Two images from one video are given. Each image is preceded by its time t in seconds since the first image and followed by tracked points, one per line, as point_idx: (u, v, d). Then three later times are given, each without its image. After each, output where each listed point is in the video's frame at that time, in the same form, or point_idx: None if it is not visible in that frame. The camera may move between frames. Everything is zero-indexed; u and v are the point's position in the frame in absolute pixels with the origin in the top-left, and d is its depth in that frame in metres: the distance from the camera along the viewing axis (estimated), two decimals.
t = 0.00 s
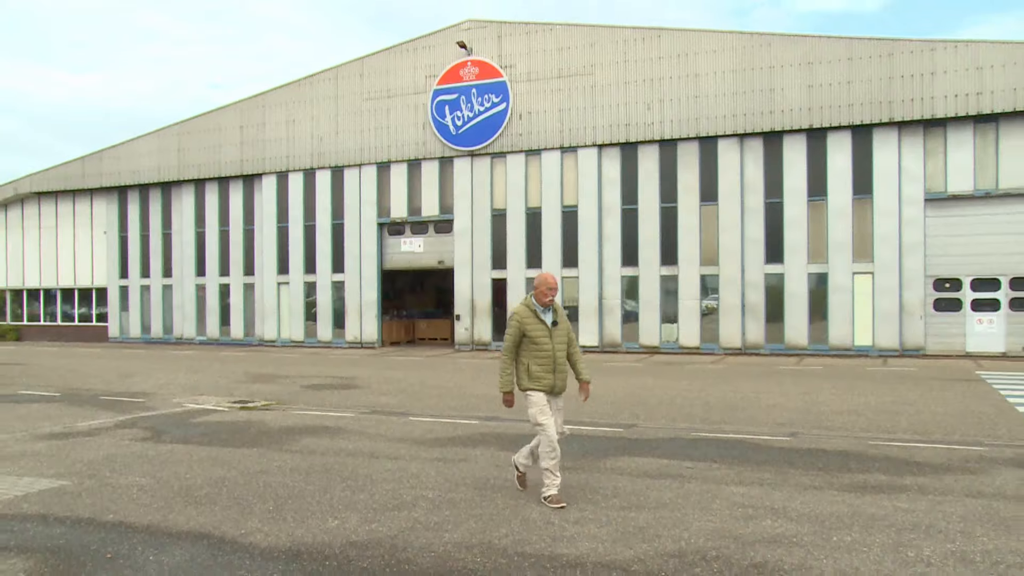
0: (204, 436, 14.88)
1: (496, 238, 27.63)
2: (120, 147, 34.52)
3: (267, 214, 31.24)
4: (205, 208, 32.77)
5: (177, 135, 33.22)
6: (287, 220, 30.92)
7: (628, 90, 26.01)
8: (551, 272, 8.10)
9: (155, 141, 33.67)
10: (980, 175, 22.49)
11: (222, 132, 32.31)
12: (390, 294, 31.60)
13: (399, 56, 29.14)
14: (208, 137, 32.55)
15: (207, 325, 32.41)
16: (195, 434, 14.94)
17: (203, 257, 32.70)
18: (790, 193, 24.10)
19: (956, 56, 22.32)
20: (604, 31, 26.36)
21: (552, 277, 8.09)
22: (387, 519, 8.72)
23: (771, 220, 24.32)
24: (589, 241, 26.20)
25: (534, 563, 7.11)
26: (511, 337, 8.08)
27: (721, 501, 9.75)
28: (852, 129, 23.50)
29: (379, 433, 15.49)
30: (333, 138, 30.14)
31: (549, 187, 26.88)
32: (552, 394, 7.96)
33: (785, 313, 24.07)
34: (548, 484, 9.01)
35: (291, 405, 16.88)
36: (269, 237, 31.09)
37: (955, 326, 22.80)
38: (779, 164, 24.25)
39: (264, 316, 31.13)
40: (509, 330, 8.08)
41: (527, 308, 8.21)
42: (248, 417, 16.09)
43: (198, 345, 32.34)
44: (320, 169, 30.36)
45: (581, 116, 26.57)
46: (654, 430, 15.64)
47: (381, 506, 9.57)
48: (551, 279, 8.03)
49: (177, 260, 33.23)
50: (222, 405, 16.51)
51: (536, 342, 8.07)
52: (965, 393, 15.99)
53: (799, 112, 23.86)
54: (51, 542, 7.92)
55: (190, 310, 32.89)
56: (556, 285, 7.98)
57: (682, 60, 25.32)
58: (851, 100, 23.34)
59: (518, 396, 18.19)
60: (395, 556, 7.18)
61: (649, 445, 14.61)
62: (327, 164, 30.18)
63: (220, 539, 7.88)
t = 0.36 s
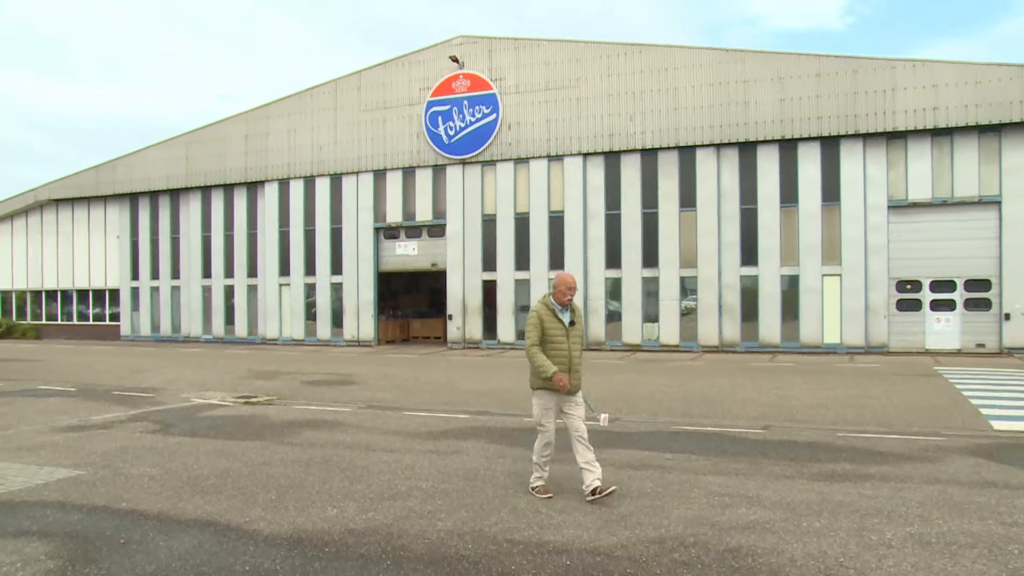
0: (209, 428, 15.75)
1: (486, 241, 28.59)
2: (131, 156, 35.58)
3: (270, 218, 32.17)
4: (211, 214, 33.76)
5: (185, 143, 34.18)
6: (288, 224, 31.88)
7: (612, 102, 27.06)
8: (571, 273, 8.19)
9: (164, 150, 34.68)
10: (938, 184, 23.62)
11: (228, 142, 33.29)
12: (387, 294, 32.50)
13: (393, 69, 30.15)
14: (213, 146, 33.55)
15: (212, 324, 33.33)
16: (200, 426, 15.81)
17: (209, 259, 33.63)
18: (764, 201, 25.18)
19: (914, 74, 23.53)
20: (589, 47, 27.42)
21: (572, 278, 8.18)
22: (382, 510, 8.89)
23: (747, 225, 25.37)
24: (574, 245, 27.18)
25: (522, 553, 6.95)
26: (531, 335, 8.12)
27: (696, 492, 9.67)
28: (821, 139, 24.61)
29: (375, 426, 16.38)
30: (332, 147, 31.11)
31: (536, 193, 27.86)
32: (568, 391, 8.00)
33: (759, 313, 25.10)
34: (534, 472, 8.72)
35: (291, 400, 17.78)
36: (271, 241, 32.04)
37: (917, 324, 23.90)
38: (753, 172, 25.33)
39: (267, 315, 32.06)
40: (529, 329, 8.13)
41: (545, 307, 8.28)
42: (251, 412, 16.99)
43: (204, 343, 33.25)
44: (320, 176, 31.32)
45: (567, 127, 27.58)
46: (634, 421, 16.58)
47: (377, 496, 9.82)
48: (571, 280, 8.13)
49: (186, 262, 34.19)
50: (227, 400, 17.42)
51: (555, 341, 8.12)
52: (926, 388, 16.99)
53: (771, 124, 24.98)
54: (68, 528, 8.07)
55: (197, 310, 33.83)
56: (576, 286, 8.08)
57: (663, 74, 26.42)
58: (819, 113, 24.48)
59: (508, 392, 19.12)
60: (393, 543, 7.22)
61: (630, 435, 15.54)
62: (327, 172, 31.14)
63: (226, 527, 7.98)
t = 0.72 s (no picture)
0: (208, 425, 16.29)
1: (477, 244, 29.24)
2: (135, 161, 36.20)
3: (269, 220, 32.79)
4: (212, 217, 34.32)
5: (187, 149, 34.72)
6: (286, 227, 32.49)
7: (599, 109, 27.75)
8: (600, 272, 7.66)
9: (167, 156, 35.25)
10: (908, 190, 24.44)
11: (227, 148, 33.87)
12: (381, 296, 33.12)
13: (387, 78, 30.78)
14: (212, 152, 34.11)
15: (213, 324, 33.88)
16: (201, 423, 16.35)
17: (210, 260, 34.20)
18: (745, 206, 25.88)
19: (888, 86, 24.39)
20: (577, 56, 28.11)
21: (601, 276, 7.65)
22: (378, 503, 8.46)
23: (729, 228, 26.09)
24: (562, 247, 27.85)
25: (511, 544, 6.59)
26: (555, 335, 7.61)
27: (682, 484, 9.16)
28: (798, 147, 25.37)
29: (369, 423, 16.94)
30: (328, 153, 31.73)
31: (525, 197, 28.52)
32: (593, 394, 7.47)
33: (740, 313, 25.82)
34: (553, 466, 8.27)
35: (289, 398, 18.33)
36: (271, 244, 32.67)
37: (888, 324, 24.69)
38: (735, 177, 26.05)
39: (265, 315, 32.66)
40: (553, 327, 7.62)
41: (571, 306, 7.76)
42: (249, 409, 17.53)
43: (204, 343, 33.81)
44: (316, 181, 31.94)
45: (554, 133, 28.26)
46: (619, 416, 17.20)
47: (373, 491, 9.10)
48: (600, 278, 7.60)
49: (187, 263, 34.76)
50: (226, 398, 17.97)
51: (580, 341, 7.60)
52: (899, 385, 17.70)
53: (750, 132, 25.73)
54: (76, 520, 7.52)
55: (197, 309, 34.38)
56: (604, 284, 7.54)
57: (648, 83, 27.14)
58: (797, 121, 25.25)
59: (499, 390, 19.72)
60: (386, 536, 6.76)
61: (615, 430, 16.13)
62: (324, 177, 31.78)
63: (225, 520, 7.47)
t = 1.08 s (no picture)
0: (198, 425, 16.26)
1: (467, 244, 29.23)
2: (123, 161, 36.07)
3: (258, 220, 32.71)
4: (200, 217, 34.21)
5: (176, 149, 34.59)
6: (275, 227, 32.41)
7: (589, 110, 27.79)
8: (625, 274, 7.22)
9: (155, 155, 35.13)
10: (897, 190, 24.55)
11: (216, 148, 33.78)
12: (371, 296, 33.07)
13: (376, 78, 30.75)
14: (200, 152, 34.02)
15: (201, 325, 33.78)
16: (190, 423, 16.32)
17: (198, 260, 34.10)
18: (734, 206, 25.96)
19: (876, 87, 24.49)
20: (566, 57, 28.13)
21: (626, 279, 7.21)
22: (368, 504, 8.46)
23: (719, 229, 26.15)
24: (552, 247, 27.85)
25: (501, 544, 6.60)
26: (577, 340, 7.28)
27: (670, 484, 9.19)
28: (787, 147, 25.45)
29: (358, 423, 16.93)
30: (317, 153, 31.67)
31: (515, 198, 28.53)
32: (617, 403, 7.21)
33: (729, 313, 25.88)
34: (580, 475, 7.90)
35: (278, 398, 18.30)
36: (259, 244, 32.60)
37: (877, 324, 24.78)
38: (725, 177, 26.12)
39: (254, 316, 32.58)
40: (574, 332, 7.29)
41: (595, 309, 7.37)
42: (238, 409, 17.49)
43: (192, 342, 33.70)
44: (306, 181, 31.88)
45: (544, 134, 28.28)
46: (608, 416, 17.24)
47: (361, 491, 9.06)
48: (625, 281, 7.18)
49: (175, 263, 34.63)
50: (215, 398, 17.92)
51: (604, 346, 7.26)
52: (887, 385, 17.76)
53: (740, 133, 25.80)
54: (62, 522, 7.50)
55: (185, 310, 34.27)
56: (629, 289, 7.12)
57: (637, 84, 27.19)
58: (786, 122, 25.33)
59: (488, 390, 19.72)
60: (375, 537, 6.74)
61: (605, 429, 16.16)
62: (313, 177, 31.73)
63: (214, 521, 7.46)
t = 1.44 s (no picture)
0: (188, 425, 16.22)
1: (458, 244, 29.22)
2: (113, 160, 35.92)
3: (249, 220, 32.65)
4: (190, 216, 34.11)
5: (167, 149, 34.48)
6: (266, 227, 32.35)
7: (580, 111, 27.81)
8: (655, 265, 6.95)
9: (145, 155, 35.02)
10: (887, 190, 24.65)
11: (207, 147, 33.69)
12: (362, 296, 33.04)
13: (368, 78, 30.71)
14: (190, 151, 33.94)
15: (192, 325, 33.70)
16: (180, 423, 16.27)
17: (189, 260, 34.01)
18: (725, 206, 26.02)
19: (866, 88, 24.58)
20: (557, 58, 28.14)
21: (655, 269, 6.94)
22: (360, 504, 8.45)
23: (710, 229, 26.21)
24: (544, 247, 27.88)
25: (492, 544, 6.60)
26: (608, 336, 6.94)
27: (662, 483, 9.18)
28: (778, 148, 25.50)
29: (349, 423, 16.90)
30: (308, 153, 31.62)
31: (506, 198, 28.53)
32: (652, 402, 6.86)
33: (720, 313, 25.93)
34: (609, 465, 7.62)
35: (269, 398, 18.25)
36: (250, 244, 32.55)
37: (867, 324, 24.86)
38: (716, 177, 26.18)
39: (245, 316, 32.51)
40: (605, 328, 6.95)
41: (623, 304, 7.07)
42: (229, 409, 17.45)
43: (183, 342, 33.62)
44: (297, 181, 31.82)
45: (535, 134, 28.28)
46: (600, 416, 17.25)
47: (352, 491, 9.03)
48: (655, 273, 6.90)
49: (166, 263, 34.54)
50: (206, 398, 17.87)
51: (635, 342, 6.93)
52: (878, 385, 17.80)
53: (731, 133, 25.86)
54: (51, 522, 7.46)
55: (176, 310, 34.17)
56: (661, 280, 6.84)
57: (628, 84, 27.22)
58: (777, 123, 25.40)
59: (480, 390, 19.71)
60: (366, 537, 6.73)
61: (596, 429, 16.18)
62: (304, 177, 31.68)
63: (205, 521, 7.47)
